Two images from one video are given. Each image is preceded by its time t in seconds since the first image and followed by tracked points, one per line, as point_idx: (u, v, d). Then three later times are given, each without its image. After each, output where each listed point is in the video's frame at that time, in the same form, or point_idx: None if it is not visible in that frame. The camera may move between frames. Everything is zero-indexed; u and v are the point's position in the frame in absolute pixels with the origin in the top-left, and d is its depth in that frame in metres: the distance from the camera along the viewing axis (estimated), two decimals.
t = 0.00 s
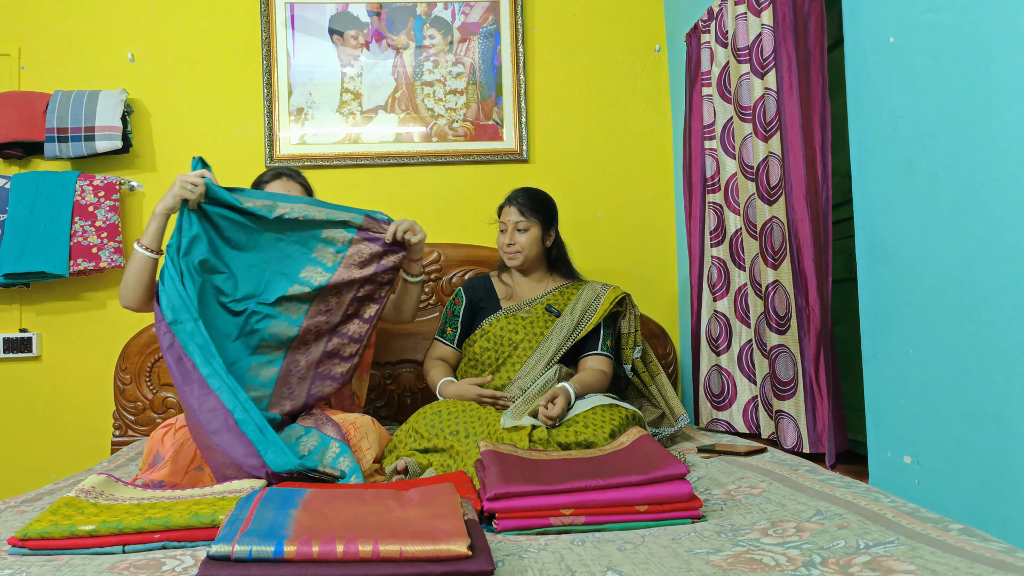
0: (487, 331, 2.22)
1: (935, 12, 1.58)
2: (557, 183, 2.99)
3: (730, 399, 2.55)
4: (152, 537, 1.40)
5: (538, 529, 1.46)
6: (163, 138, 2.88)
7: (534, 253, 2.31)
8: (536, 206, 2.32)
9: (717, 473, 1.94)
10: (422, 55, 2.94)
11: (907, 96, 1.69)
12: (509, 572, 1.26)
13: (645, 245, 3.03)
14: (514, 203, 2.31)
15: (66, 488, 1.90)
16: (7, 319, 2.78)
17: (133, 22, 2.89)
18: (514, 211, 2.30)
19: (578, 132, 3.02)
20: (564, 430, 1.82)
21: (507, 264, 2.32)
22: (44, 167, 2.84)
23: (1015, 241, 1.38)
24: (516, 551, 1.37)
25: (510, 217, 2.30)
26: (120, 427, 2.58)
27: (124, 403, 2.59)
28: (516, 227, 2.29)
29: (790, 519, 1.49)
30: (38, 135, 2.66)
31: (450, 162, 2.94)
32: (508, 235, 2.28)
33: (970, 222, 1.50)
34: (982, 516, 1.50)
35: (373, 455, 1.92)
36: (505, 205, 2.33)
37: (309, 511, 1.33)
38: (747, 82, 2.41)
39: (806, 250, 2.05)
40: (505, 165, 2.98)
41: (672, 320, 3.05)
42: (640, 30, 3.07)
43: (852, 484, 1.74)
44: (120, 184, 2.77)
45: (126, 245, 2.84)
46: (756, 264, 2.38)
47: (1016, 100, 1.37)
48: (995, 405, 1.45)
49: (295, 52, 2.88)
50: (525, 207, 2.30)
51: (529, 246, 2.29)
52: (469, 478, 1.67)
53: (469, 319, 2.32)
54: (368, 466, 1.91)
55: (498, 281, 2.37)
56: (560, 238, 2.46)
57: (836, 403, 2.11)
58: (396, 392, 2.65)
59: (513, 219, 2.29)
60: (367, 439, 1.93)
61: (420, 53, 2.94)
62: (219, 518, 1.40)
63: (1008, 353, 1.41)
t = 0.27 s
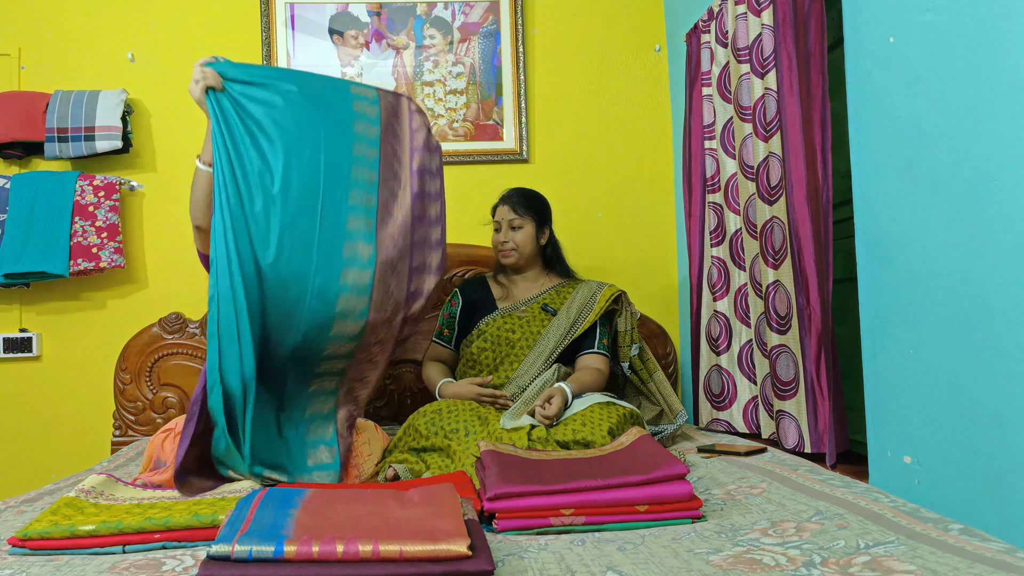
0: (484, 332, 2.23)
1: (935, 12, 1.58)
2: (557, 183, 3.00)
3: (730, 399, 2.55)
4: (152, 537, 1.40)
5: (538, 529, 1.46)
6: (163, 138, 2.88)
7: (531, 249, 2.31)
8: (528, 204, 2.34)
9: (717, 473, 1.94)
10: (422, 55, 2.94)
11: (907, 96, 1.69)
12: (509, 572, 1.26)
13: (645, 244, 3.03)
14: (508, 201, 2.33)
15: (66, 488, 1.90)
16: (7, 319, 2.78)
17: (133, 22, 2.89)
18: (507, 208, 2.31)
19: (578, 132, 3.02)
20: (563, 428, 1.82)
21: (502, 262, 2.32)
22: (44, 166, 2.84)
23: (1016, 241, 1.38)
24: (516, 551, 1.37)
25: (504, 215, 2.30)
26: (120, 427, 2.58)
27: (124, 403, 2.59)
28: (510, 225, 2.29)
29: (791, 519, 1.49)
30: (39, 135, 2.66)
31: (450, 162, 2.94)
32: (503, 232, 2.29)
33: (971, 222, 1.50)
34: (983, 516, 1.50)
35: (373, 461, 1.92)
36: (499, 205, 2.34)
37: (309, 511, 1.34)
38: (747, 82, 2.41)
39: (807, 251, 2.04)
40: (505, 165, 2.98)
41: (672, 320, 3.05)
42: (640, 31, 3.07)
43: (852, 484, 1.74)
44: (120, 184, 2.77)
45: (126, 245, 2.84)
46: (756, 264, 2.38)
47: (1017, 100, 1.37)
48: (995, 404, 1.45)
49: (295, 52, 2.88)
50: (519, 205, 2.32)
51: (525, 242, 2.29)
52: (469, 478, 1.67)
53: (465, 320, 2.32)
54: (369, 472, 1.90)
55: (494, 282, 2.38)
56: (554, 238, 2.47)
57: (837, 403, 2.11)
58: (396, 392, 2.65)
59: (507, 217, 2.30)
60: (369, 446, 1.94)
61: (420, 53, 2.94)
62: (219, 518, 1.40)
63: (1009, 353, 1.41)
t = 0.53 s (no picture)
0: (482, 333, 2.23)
1: (935, 12, 1.58)
2: (558, 183, 3.00)
3: (730, 399, 2.55)
4: (152, 537, 1.40)
5: (538, 529, 1.47)
6: (163, 138, 2.88)
7: (529, 246, 2.31)
8: (529, 202, 2.34)
9: (717, 473, 1.94)
10: (422, 55, 2.94)
11: (907, 96, 1.69)
12: (509, 573, 1.26)
13: (645, 245, 3.03)
14: (507, 198, 2.32)
15: (66, 488, 1.90)
16: (7, 319, 2.78)
17: (133, 22, 2.89)
18: (507, 205, 2.31)
19: (578, 132, 3.02)
20: (565, 430, 1.82)
21: (500, 259, 2.31)
22: (43, 166, 2.84)
23: (1016, 241, 1.38)
24: (516, 551, 1.37)
25: (503, 212, 2.30)
26: (120, 427, 2.58)
27: (124, 403, 2.59)
28: (510, 222, 2.29)
29: (790, 519, 1.49)
30: (39, 135, 2.66)
31: (450, 162, 2.94)
32: (502, 228, 2.29)
33: (971, 222, 1.50)
34: (983, 516, 1.50)
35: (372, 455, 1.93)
36: (499, 201, 2.34)
37: (310, 511, 1.34)
38: (747, 82, 2.41)
39: (808, 251, 2.04)
40: (505, 165, 2.98)
41: (672, 320, 3.05)
42: (640, 31, 3.08)
43: (852, 484, 1.74)
44: (120, 184, 2.77)
45: (126, 245, 2.84)
46: (756, 264, 2.39)
47: (1017, 99, 1.36)
48: (995, 404, 1.45)
49: (295, 52, 2.88)
50: (519, 202, 2.32)
51: (524, 239, 2.29)
52: (469, 478, 1.67)
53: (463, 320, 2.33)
54: (366, 468, 1.89)
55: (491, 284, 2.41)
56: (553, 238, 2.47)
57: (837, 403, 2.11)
58: (397, 392, 2.66)
59: (506, 214, 2.30)
60: (367, 439, 1.94)
61: (420, 53, 2.94)
62: (219, 518, 1.40)
63: (1009, 353, 1.41)
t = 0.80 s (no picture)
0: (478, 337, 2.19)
1: (936, 12, 1.58)
2: (557, 183, 3.00)
3: (729, 399, 2.55)
4: (152, 537, 1.40)
5: (538, 529, 1.47)
6: (163, 138, 2.88)
7: (530, 246, 2.30)
8: (530, 202, 2.33)
9: (717, 473, 1.94)
10: (422, 55, 2.94)
11: (907, 96, 1.69)
12: (509, 573, 1.26)
13: (644, 245, 3.03)
14: (510, 197, 2.31)
15: (66, 488, 1.90)
16: (7, 319, 2.78)
17: (133, 22, 2.89)
18: (510, 204, 2.30)
19: (578, 132, 3.02)
20: (565, 432, 1.81)
21: (500, 258, 2.30)
22: (43, 166, 2.84)
23: (1016, 242, 1.38)
24: (516, 551, 1.38)
25: (506, 211, 2.29)
26: (120, 427, 2.58)
27: (124, 403, 2.60)
28: (511, 222, 2.28)
29: (790, 519, 1.49)
30: (39, 135, 2.67)
31: (450, 162, 2.94)
32: (504, 228, 2.27)
33: (970, 222, 1.50)
34: (983, 517, 1.50)
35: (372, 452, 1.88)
36: (500, 200, 2.33)
37: (309, 511, 1.34)
38: (747, 82, 2.40)
39: (808, 251, 2.04)
40: (505, 165, 2.98)
41: (672, 320, 3.05)
42: (640, 31, 3.08)
43: (852, 484, 1.74)
44: (120, 184, 2.77)
45: (126, 245, 2.84)
46: (756, 264, 2.39)
47: (1017, 100, 1.36)
48: (994, 405, 1.45)
49: (295, 53, 2.88)
50: (522, 202, 2.31)
51: (526, 239, 2.27)
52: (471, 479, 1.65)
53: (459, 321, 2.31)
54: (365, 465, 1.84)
55: (488, 284, 2.38)
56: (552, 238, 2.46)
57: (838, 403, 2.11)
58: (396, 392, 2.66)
59: (508, 213, 2.29)
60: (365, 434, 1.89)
61: (420, 53, 2.94)
62: (220, 518, 1.40)
63: (1009, 353, 1.41)
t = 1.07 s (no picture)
0: (477, 339, 2.16)
1: (935, 13, 1.58)
2: (557, 183, 3.00)
3: (730, 399, 2.56)
4: (152, 537, 1.40)
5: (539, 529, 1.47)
6: (163, 138, 2.88)
7: (530, 249, 2.29)
8: (528, 202, 2.32)
9: (717, 473, 1.94)
10: (422, 55, 2.94)
11: (907, 96, 1.69)
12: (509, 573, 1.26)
13: (644, 245, 3.03)
14: (508, 198, 2.30)
15: (66, 488, 1.90)
16: (7, 319, 2.78)
17: (133, 22, 2.89)
18: (509, 206, 2.28)
19: (578, 132, 3.02)
20: (565, 432, 1.82)
21: (500, 260, 2.29)
22: (43, 167, 2.84)
23: (1016, 242, 1.38)
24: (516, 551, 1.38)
25: (505, 213, 2.28)
26: (120, 427, 2.58)
27: (124, 403, 2.60)
28: (511, 224, 2.27)
29: (790, 519, 1.49)
30: (39, 135, 2.67)
31: (450, 162, 2.94)
32: (504, 231, 2.26)
33: (970, 222, 1.50)
34: (983, 517, 1.50)
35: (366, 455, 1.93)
36: (499, 201, 2.31)
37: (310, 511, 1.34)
38: (747, 82, 2.41)
39: (810, 251, 2.05)
40: (505, 165, 2.98)
41: (672, 320, 3.05)
42: (640, 30, 3.08)
43: (852, 484, 1.74)
44: (120, 184, 2.77)
45: (126, 245, 2.84)
46: (756, 264, 2.39)
47: (1017, 100, 1.37)
48: (994, 405, 1.46)
49: (295, 52, 2.88)
50: (520, 203, 2.30)
51: (525, 241, 2.27)
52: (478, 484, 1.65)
53: (457, 323, 2.28)
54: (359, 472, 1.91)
55: (487, 286, 2.36)
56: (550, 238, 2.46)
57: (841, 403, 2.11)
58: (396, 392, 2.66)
59: (507, 215, 2.28)
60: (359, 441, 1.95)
61: (420, 53, 2.94)
62: (220, 518, 1.40)
63: (1008, 353, 1.41)
